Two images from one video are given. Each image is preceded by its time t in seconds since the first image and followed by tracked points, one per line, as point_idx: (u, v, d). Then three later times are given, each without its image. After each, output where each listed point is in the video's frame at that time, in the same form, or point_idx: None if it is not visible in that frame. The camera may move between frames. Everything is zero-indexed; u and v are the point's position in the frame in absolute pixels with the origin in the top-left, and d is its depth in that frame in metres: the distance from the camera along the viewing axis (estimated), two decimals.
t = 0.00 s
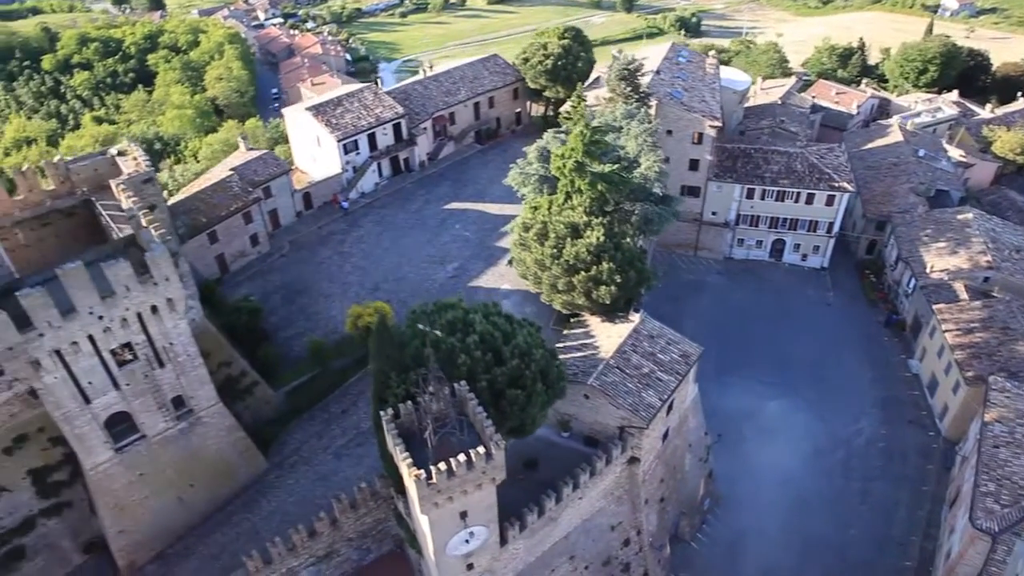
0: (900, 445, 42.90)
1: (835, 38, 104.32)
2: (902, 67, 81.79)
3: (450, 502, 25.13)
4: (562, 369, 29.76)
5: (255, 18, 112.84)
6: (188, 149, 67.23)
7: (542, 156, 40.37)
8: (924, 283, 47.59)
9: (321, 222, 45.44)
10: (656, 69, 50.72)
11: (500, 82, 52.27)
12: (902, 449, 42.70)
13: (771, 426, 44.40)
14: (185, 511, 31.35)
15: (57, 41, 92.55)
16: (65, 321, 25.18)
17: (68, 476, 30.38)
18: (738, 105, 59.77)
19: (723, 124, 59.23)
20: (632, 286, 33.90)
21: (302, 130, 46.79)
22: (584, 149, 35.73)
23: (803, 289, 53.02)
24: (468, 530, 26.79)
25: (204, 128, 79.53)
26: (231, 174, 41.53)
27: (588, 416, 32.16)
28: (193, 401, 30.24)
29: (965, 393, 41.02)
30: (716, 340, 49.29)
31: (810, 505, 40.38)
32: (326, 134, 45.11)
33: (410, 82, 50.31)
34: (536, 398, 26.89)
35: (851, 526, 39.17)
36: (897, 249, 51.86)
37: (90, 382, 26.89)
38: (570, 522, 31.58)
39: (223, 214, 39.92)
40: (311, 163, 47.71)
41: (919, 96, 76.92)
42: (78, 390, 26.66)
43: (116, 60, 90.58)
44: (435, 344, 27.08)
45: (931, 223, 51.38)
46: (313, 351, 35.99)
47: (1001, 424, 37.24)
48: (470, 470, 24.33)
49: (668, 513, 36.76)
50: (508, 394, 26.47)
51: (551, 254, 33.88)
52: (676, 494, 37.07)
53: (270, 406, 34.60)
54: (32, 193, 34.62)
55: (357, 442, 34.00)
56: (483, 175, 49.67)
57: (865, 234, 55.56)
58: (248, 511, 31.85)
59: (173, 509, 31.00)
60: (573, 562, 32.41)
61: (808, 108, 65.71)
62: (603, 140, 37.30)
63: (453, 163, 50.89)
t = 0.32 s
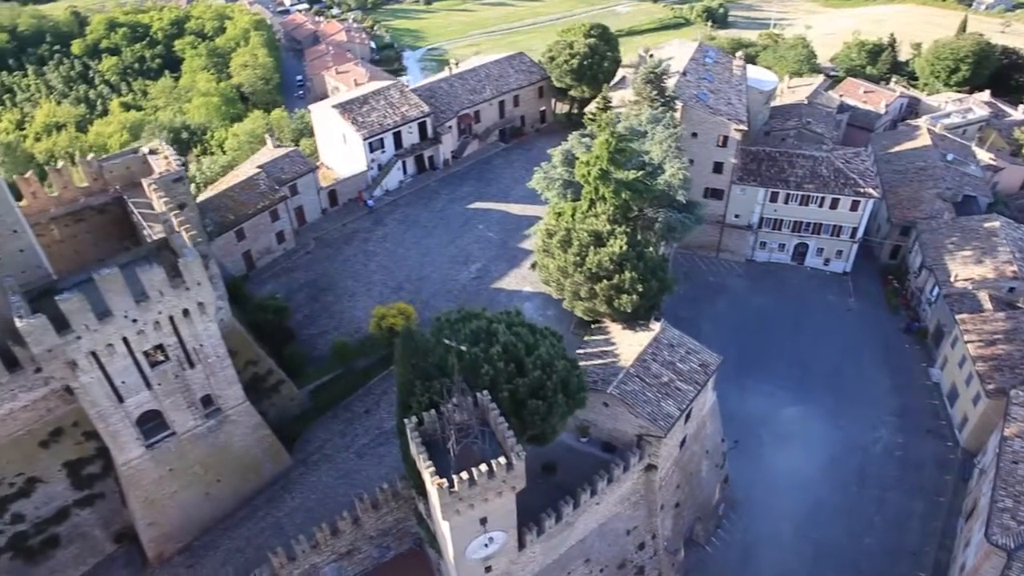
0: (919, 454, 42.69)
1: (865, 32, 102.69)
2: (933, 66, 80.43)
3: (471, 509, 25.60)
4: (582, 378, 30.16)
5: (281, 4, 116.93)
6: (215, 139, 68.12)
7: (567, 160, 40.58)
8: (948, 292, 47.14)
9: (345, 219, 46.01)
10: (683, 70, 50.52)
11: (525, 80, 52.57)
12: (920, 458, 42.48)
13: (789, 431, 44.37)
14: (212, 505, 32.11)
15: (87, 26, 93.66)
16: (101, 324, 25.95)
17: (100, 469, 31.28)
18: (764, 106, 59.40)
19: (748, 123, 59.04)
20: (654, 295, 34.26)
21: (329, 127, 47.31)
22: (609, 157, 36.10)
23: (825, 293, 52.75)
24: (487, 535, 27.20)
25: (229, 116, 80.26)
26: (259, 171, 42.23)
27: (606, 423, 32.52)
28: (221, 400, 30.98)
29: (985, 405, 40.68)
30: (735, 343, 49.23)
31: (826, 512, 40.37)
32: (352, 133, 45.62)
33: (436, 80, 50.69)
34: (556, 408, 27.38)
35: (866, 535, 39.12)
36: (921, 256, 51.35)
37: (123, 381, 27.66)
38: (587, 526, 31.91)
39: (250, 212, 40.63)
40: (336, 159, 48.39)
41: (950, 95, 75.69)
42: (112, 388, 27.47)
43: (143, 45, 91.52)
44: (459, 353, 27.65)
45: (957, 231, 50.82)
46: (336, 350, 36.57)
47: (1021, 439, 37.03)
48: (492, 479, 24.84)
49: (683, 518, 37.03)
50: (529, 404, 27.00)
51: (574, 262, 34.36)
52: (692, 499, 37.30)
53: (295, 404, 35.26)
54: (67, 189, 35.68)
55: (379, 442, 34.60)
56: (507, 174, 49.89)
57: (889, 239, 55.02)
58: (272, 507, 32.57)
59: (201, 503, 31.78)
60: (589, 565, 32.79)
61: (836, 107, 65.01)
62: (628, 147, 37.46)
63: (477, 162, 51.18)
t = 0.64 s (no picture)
0: (935, 465, 42.70)
1: (896, 27, 100.96)
2: (965, 64, 78.98)
3: (490, 515, 26.11)
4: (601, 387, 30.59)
5: None
6: (240, 129, 68.76)
7: (590, 164, 40.71)
8: (970, 302, 46.79)
9: (369, 217, 46.58)
10: (709, 72, 50.29)
11: (549, 79, 52.73)
12: (937, 469, 42.49)
13: (805, 437, 44.50)
14: (237, 499, 32.98)
15: (114, 10, 94.42)
16: (135, 326, 26.72)
17: (130, 462, 32.20)
18: (790, 106, 59.05)
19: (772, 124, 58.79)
20: (674, 304, 34.70)
21: (354, 124, 47.71)
22: (632, 165, 36.40)
23: (845, 298, 52.58)
24: (504, 540, 27.67)
25: (254, 103, 80.80)
26: (285, 169, 42.83)
27: (624, 430, 32.91)
28: (248, 398, 31.76)
29: (1004, 418, 40.50)
30: (753, 347, 49.29)
31: (839, 519, 40.56)
32: (377, 131, 46.01)
33: (462, 77, 50.97)
34: (575, 418, 27.85)
35: (879, 544, 39.30)
36: (945, 263, 50.97)
37: (155, 381, 28.48)
38: (602, 531, 32.34)
39: (276, 210, 41.22)
40: (360, 155, 48.84)
41: (981, 96, 74.46)
42: (144, 388, 28.31)
43: (170, 31, 92.14)
44: (481, 362, 28.13)
45: (983, 239, 50.33)
46: (359, 349, 37.22)
47: None
48: (511, 487, 25.30)
49: (697, 523, 37.43)
50: (549, 414, 27.47)
51: (596, 269, 34.86)
52: (707, 505, 37.65)
53: (318, 401, 36.02)
54: (99, 185, 36.39)
55: (400, 441, 35.30)
56: (529, 174, 50.17)
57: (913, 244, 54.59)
58: (295, 502, 33.42)
59: (226, 497, 32.66)
60: (603, 568, 33.31)
61: (863, 107, 64.26)
62: (652, 154, 37.66)
63: (500, 161, 51.46)
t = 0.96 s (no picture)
0: (950, 475, 42.78)
1: (926, 22, 99.27)
2: (996, 63, 77.65)
3: (507, 521, 26.64)
4: (619, 395, 31.02)
5: None
6: (265, 118, 69.40)
7: (613, 168, 40.96)
8: (992, 311, 46.50)
9: (391, 214, 47.16)
10: (733, 73, 50.13)
11: (573, 77, 52.94)
12: (952, 479, 42.57)
13: (820, 444, 44.67)
14: (261, 493, 33.89)
15: None
16: (166, 329, 27.50)
17: (159, 455, 33.16)
18: (814, 106, 58.79)
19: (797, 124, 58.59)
20: (693, 312, 35.12)
21: (378, 120, 48.16)
22: (655, 172, 36.84)
23: (865, 303, 52.45)
24: (521, 543, 28.16)
25: (277, 91, 81.30)
26: (311, 166, 43.44)
27: (640, 436, 33.34)
28: (273, 397, 32.54)
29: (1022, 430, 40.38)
30: (771, 350, 49.38)
31: (851, 526, 40.84)
32: (401, 128, 46.42)
33: (486, 75, 51.27)
34: (593, 428, 28.41)
35: (891, 552, 39.54)
36: (967, 271, 50.63)
37: (184, 380, 29.30)
38: (617, 535, 32.82)
39: (302, 207, 41.88)
40: (383, 151, 49.37)
41: (1011, 96, 73.33)
42: (174, 387, 29.15)
43: (195, 16, 92.69)
44: (501, 370, 28.64)
45: (1007, 248, 49.90)
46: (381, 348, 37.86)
47: None
48: (529, 495, 25.82)
49: (710, 527, 37.88)
50: (567, 423, 28.02)
51: (616, 276, 35.33)
52: (720, 509, 38.05)
53: (340, 398, 36.77)
54: (130, 182, 36.98)
55: (420, 440, 36.00)
56: (551, 174, 50.44)
57: (936, 250, 54.22)
58: (316, 498, 34.29)
59: (250, 492, 33.56)
60: (616, 569, 33.89)
61: (889, 107, 63.49)
62: (675, 162, 37.91)
63: (522, 159, 51.82)
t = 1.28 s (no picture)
0: (964, 484, 42.94)
1: (957, 16, 97.39)
2: None
3: (524, 525, 27.26)
4: (635, 403, 31.53)
5: None
6: (288, 107, 69.90)
7: (635, 171, 41.18)
8: (1013, 320, 46.26)
9: (413, 211, 47.69)
10: (756, 75, 49.90)
11: (597, 76, 52.98)
12: (965, 488, 42.73)
13: (834, 449, 44.92)
14: (284, 487, 34.84)
15: None
16: (197, 330, 28.28)
17: (186, 448, 34.14)
18: (839, 106, 58.37)
19: (821, 124, 58.24)
20: (711, 320, 35.80)
21: (402, 117, 48.55)
22: (677, 180, 37.06)
23: (884, 308, 52.36)
24: (536, 546, 28.79)
25: (301, 78, 81.67)
26: (336, 163, 43.99)
27: (655, 442, 33.82)
28: (297, 395, 33.34)
29: None
30: (788, 354, 49.50)
31: (863, 532, 41.21)
32: (424, 126, 46.71)
33: (509, 72, 51.40)
34: (609, 436, 29.00)
35: (902, 560, 39.89)
36: (989, 278, 50.31)
37: (212, 378, 30.12)
38: (630, 538, 33.42)
39: (326, 204, 42.49)
40: (406, 147, 49.68)
41: None
42: (202, 385, 29.98)
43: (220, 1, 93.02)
44: (521, 377, 29.19)
45: None
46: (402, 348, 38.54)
47: None
48: (546, 501, 26.39)
49: (723, 530, 38.41)
50: (585, 431, 28.61)
51: (636, 283, 35.95)
52: (733, 513, 38.55)
53: (362, 396, 37.56)
54: (160, 178, 37.58)
55: (439, 438, 36.76)
56: (572, 173, 50.62)
57: (958, 256, 53.93)
58: (337, 493, 35.21)
59: (274, 485, 34.52)
60: (629, 571, 34.55)
61: (915, 107, 62.74)
62: (697, 169, 38.10)
63: (544, 157, 52.08)
